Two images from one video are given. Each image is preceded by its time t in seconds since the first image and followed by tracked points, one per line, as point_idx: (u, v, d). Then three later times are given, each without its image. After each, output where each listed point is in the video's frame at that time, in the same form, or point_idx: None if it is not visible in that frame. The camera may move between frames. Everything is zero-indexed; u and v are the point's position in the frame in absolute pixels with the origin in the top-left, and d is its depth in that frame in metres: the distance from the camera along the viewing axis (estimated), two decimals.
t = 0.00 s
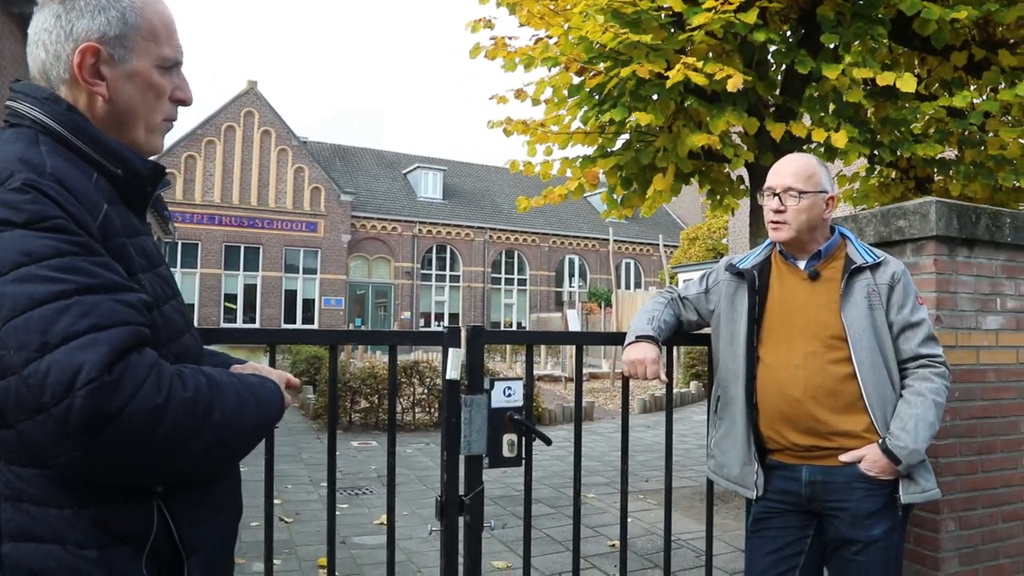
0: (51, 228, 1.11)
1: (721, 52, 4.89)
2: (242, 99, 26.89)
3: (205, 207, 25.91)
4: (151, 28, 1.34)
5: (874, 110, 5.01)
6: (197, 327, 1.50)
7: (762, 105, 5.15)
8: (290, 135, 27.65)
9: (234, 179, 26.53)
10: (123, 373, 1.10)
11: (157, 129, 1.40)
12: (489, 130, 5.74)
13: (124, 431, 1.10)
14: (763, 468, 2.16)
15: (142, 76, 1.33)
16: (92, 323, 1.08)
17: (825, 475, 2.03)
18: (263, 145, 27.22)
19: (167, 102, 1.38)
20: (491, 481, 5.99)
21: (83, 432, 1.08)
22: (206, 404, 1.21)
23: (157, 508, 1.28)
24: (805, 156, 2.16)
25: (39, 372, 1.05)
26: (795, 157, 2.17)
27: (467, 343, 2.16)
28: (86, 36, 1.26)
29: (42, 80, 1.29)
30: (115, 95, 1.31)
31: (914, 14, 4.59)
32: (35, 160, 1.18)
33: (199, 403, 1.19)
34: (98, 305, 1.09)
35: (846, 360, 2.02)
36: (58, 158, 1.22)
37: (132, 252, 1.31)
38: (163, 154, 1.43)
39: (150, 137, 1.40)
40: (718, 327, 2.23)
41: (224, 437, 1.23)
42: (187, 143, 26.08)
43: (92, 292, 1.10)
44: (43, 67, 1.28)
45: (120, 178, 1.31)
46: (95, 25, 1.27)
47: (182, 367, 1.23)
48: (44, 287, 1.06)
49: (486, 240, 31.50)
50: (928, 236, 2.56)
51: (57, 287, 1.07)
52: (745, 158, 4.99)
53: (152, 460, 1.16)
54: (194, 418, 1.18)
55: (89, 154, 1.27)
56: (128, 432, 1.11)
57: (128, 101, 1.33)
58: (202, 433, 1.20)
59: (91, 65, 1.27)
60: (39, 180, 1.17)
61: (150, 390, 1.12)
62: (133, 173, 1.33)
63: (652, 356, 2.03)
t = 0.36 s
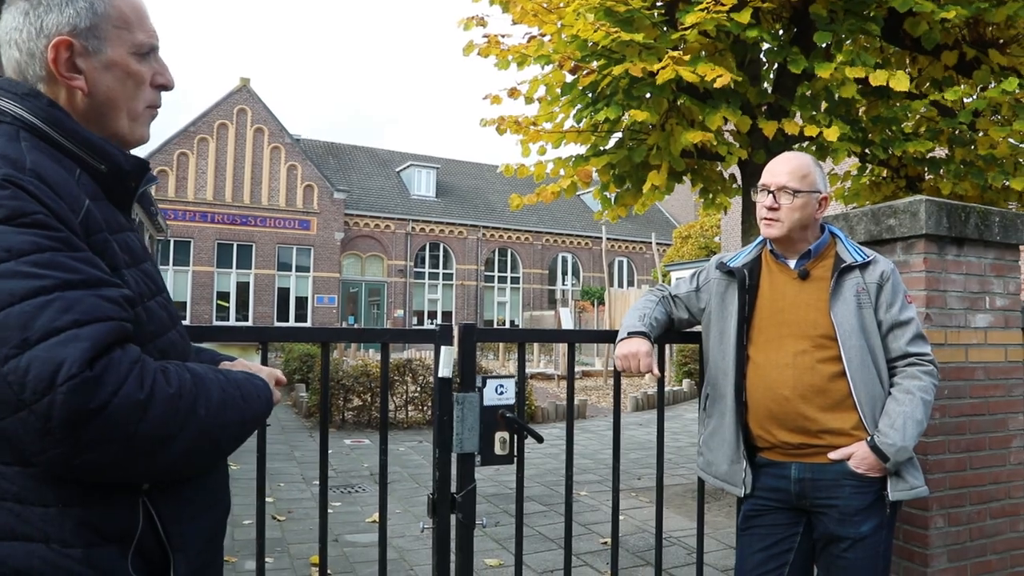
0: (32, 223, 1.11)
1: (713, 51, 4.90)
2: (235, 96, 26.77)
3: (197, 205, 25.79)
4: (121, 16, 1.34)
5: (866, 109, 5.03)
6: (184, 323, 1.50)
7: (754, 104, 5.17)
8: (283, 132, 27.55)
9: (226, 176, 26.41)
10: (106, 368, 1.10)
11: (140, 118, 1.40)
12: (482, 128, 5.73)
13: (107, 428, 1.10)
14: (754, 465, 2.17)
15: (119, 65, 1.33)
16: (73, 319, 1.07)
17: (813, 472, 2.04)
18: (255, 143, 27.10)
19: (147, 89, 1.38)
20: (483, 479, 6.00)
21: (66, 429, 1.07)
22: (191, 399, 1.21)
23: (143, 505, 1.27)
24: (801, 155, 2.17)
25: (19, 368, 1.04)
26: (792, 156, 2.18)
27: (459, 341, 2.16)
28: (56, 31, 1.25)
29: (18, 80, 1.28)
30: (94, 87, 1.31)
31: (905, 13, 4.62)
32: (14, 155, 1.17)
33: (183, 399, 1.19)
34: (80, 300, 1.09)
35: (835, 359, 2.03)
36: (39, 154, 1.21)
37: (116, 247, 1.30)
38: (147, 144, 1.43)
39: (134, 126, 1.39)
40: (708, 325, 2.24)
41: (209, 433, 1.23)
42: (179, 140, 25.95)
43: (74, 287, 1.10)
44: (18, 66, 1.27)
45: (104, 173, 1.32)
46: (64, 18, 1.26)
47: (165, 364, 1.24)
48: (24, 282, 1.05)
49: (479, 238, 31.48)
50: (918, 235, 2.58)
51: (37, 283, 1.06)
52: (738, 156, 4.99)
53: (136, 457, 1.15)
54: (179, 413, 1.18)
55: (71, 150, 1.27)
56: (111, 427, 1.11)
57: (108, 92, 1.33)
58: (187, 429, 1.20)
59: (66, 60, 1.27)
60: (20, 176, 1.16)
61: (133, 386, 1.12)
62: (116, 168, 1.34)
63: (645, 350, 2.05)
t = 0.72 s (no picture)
0: (11, 219, 1.10)
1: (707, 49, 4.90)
2: (229, 94, 26.67)
3: (191, 203, 25.69)
4: (106, 13, 1.32)
5: (859, 108, 5.04)
6: (169, 319, 1.49)
7: (748, 102, 5.18)
8: (277, 130, 27.46)
9: (220, 174, 26.31)
10: (86, 363, 1.09)
11: (123, 115, 1.38)
12: (476, 127, 5.73)
13: (88, 422, 1.09)
14: (744, 463, 2.18)
15: (102, 63, 1.31)
16: (53, 315, 1.07)
17: (802, 470, 2.04)
18: (249, 140, 27.01)
19: (131, 87, 1.36)
20: (477, 477, 6.00)
21: (46, 425, 1.06)
22: (174, 394, 1.20)
23: (127, 502, 1.26)
24: (794, 154, 2.18)
25: None
26: (785, 154, 2.18)
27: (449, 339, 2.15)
28: (38, 26, 1.24)
29: None
30: (76, 83, 1.30)
31: (898, 14, 4.64)
32: None
33: (166, 395, 1.19)
34: (59, 296, 1.08)
35: (824, 357, 2.03)
36: (20, 150, 1.21)
37: (97, 243, 1.29)
38: (130, 141, 1.41)
39: (117, 124, 1.38)
40: (698, 322, 2.24)
41: (192, 428, 1.23)
42: (172, 138, 25.83)
43: (53, 283, 1.09)
44: None
45: (86, 169, 1.31)
46: (47, 13, 1.25)
47: (148, 359, 1.23)
48: (3, 278, 1.04)
49: (474, 237, 31.45)
50: (909, 234, 2.59)
51: (16, 279, 1.05)
52: (732, 155, 4.99)
53: (118, 452, 1.15)
54: (161, 408, 1.18)
55: (53, 145, 1.26)
56: (92, 423, 1.10)
57: (90, 89, 1.31)
58: (170, 424, 1.19)
59: (48, 55, 1.25)
60: None
61: (114, 381, 1.12)
62: (98, 164, 1.33)
63: (633, 347, 2.05)
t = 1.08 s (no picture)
0: None
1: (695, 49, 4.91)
2: (216, 90, 26.46)
3: (178, 200, 25.49)
4: (91, 8, 1.31)
5: (846, 108, 5.07)
6: (150, 316, 1.47)
7: (735, 101, 5.20)
8: (265, 127, 27.28)
9: (207, 171, 26.11)
10: (61, 360, 1.08)
11: (106, 112, 1.37)
12: (464, 125, 5.71)
13: (62, 419, 1.08)
14: (729, 461, 2.18)
15: (86, 58, 1.30)
16: (28, 310, 1.05)
17: (787, 468, 2.05)
18: (237, 137, 26.82)
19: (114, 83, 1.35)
20: (464, 475, 5.99)
21: (19, 421, 1.05)
22: (151, 392, 1.18)
23: (101, 501, 1.24)
24: (780, 152, 2.18)
25: None
26: (771, 152, 2.18)
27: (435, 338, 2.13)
28: (21, 21, 1.23)
29: None
30: (58, 80, 1.28)
31: (884, 15, 4.67)
32: None
33: (142, 394, 1.16)
34: (36, 292, 1.06)
35: (809, 355, 2.04)
36: None
37: (77, 239, 1.26)
38: (113, 138, 1.39)
39: (100, 120, 1.36)
40: (685, 321, 2.24)
41: (170, 426, 1.20)
42: (159, 134, 25.60)
43: (30, 279, 1.07)
44: None
45: (67, 164, 1.29)
46: (29, 8, 1.24)
47: (126, 357, 1.21)
48: None
49: (463, 235, 31.41)
50: (894, 233, 2.61)
51: None
52: (718, 154, 5.00)
53: (94, 449, 1.13)
54: (137, 407, 1.15)
55: (32, 140, 1.24)
56: (66, 419, 1.08)
57: (73, 85, 1.30)
58: (146, 422, 1.17)
59: (29, 51, 1.24)
60: None
61: (89, 378, 1.10)
62: (80, 160, 1.31)
63: (618, 343, 2.05)
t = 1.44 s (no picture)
0: None
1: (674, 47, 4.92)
2: (194, 85, 26.09)
3: (154, 196, 25.11)
4: None
5: (823, 107, 5.12)
6: (120, 313, 1.43)
7: (715, 100, 5.22)
8: (243, 123, 26.94)
9: (184, 167, 25.74)
10: (25, 356, 1.04)
11: (72, 104, 1.32)
12: (444, 121, 5.68)
13: (28, 417, 1.03)
14: (707, 459, 2.18)
15: (50, 47, 1.25)
16: None
17: (764, 465, 2.05)
18: (215, 133, 26.48)
19: (80, 75, 1.30)
20: (443, 473, 5.96)
21: None
22: (121, 389, 1.14)
23: (70, 502, 1.21)
24: (756, 148, 2.17)
25: None
26: (747, 149, 2.18)
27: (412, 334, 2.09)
28: None
29: None
30: (21, 68, 1.24)
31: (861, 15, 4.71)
32: None
33: (111, 391, 1.13)
34: None
35: (785, 353, 2.04)
36: None
37: (42, 233, 1.21)
38: (79, 130, 1.35)
39: (65, 112, 1.31)
40: (662, 318, 2.24)
41: (141, 423, 1.17)
42: (135, 130, 25.20)
43: None
44: None
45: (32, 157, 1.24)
46: None
47: (93, 354, 1.17)
48: None
49: (443, 232, 31.30)
50: (869, 231, 2.63)
51: None
52: (697, 154, 5.02)
53: (61, 448, 1.09)
54: (106, 403, 1.12)
55: None
56: (31, 417, 1.04)
57: (36, 75, 1.25)
58: (115, 420, 1.13)
59: None
60: None
61: (55, 374, 1.06)
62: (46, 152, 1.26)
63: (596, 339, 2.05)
